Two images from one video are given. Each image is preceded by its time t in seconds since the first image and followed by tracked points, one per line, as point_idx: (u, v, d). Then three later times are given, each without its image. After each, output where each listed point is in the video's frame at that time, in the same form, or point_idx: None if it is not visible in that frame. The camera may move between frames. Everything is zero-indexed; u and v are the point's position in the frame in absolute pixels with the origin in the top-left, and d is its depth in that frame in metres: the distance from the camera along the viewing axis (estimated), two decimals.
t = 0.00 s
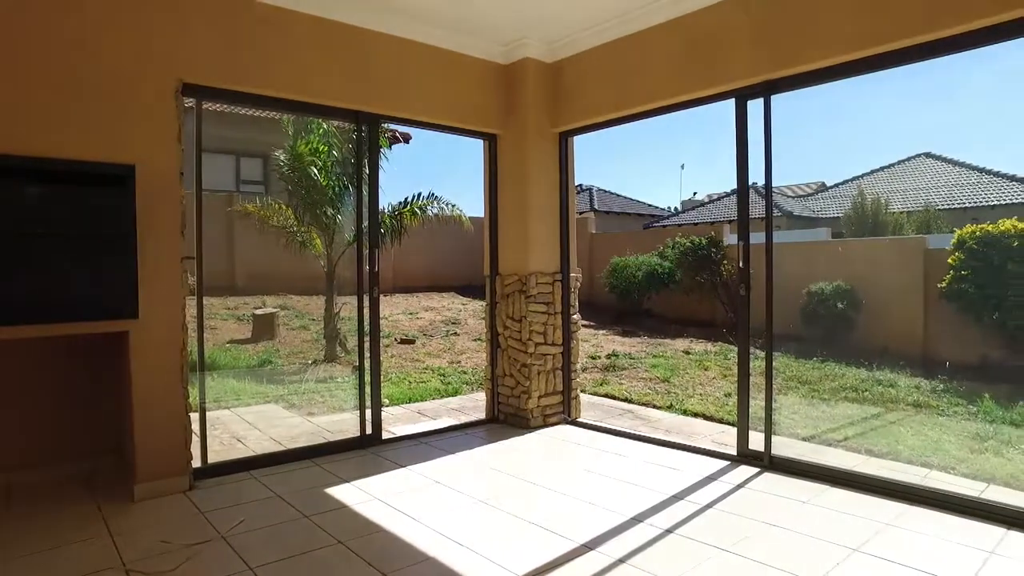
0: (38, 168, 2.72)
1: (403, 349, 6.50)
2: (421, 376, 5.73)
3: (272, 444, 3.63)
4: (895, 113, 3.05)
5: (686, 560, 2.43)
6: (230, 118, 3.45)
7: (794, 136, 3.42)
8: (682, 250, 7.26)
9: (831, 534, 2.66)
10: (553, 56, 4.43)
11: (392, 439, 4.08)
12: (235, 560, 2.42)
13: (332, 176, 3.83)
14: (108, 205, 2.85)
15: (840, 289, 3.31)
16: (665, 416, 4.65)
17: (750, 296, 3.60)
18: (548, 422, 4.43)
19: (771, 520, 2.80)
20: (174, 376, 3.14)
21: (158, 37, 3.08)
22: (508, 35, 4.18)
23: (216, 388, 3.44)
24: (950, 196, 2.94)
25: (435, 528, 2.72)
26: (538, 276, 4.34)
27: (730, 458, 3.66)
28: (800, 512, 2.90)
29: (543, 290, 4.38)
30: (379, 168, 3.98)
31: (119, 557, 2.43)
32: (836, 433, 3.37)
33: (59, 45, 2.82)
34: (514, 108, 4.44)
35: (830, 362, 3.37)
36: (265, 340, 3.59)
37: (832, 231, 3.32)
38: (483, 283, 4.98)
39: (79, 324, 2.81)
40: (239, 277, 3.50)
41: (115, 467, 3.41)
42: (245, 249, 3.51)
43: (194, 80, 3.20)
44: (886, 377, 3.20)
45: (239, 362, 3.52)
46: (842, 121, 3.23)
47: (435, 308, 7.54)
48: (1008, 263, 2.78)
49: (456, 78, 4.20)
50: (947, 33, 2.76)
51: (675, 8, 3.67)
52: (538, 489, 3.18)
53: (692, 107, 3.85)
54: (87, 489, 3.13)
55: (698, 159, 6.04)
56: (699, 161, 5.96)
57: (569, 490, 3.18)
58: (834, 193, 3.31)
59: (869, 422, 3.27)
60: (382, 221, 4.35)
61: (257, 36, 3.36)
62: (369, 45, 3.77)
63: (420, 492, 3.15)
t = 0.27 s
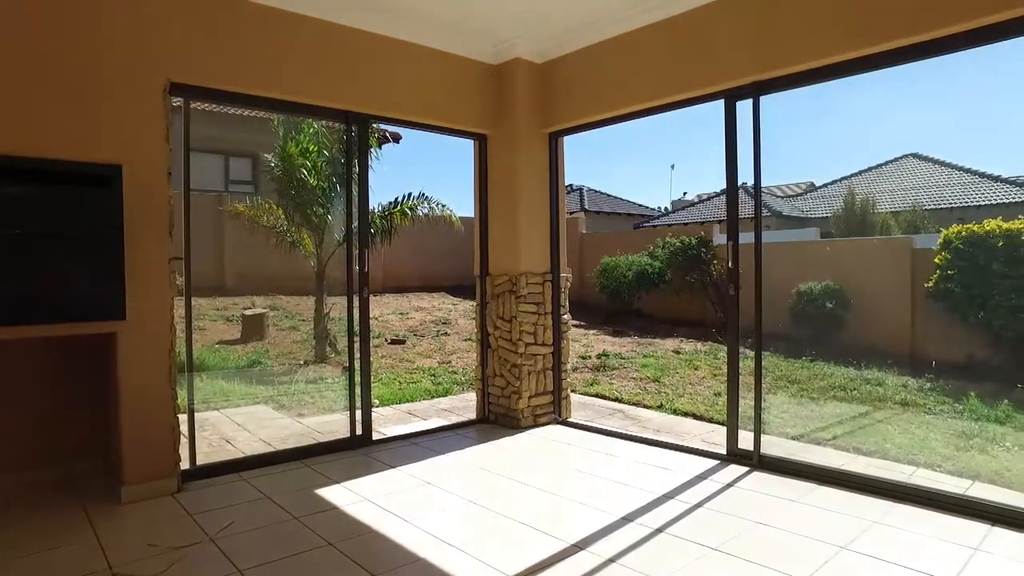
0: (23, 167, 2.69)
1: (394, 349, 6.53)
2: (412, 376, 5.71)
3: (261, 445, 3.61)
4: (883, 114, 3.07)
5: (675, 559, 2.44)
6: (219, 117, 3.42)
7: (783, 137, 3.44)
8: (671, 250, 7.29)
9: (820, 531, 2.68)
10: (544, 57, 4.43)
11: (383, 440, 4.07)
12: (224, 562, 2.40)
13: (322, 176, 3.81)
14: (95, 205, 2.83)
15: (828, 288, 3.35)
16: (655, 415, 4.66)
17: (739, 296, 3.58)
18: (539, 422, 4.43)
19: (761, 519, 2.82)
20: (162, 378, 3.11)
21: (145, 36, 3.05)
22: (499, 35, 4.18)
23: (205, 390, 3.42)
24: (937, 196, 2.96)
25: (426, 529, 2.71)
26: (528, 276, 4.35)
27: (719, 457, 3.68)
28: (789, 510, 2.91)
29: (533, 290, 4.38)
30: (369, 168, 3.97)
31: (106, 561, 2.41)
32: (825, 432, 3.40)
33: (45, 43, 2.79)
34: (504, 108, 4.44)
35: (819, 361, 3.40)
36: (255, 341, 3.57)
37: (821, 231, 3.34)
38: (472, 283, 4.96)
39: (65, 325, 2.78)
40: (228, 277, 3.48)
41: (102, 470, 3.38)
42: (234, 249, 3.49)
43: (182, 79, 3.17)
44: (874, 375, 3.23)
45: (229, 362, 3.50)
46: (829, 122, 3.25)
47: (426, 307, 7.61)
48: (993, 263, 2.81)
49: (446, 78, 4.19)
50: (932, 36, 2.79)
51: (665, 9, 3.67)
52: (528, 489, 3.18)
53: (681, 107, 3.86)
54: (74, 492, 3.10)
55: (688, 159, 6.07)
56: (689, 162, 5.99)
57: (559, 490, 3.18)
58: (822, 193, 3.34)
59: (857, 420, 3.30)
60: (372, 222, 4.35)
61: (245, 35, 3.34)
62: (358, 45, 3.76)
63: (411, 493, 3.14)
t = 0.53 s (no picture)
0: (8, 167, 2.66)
1: (384, 350, 6.53)
2: (402, 377, 5.71)
3: (250, 447, 3.59)
4: (870, 115, 3.09)
5: (665, 558, 2.45)
6: (207, 117, 3.40)
7: (771, 138, 3.45)
8: (661, 250, 7.46)
9: (808, 529, 2.70)
10: (534, 57, 4.44)
11: (373, 441, 4.06)
12: (213, 565, 2.39)
13: (312, 176, 3.80)
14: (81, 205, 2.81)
15: (816, 288, 3.35)
16: (645, 415, 4.67)
17: (728, 296, 3.61)
18: (529, 422, 4.43)
19: (750, 517, 2.83)
20: (149, 380, 3.09)
21: (133, 35, 3.03)
22: (489, 35, 4.18)
23: (194, 391, 3.39)
24: (926, 196, 2.99)
25: (416, 530, 2.71)
26: (518, 276, 4.35)
27: (709, 456, 3.69)
28: (778, 509, 2.93)
29: (524, 290, 4.38)
30: (358, 168, 3.96)
31: (93, 564, 2.39)
32: (814, 430, 3.42)
33: (29, 42, 2.75)
34: (494, 108, 4.43)
35: (808, 360, 3.43)
36: (244, 342, 3.55)
37: (809, 231, 3.36)
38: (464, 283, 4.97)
39: (51, 327, 2.75)
40: (217, 278, 3.46)
41: (89, 473, 3.35)
42: (222, 249, 3.47)
43: (169, 79, 3.15)
44: (862, 374, 3.25)
45: (218, 364, 3.48)
46: (817, 123, 3.28)
47: (416, 308, 7.64)
48: (979, 262, 2.84)
49: (436, 78, 4.19)
50: (918, 38, 2.82)
51: (654, 9, 3.68)
52: (519, 489, 3.18)
53: (671, 108, 3.87)
54: (60, 496, 3.07)
55: (678, 159, 6.10)
56: (679, 161, 6.04)
57: (550, 490, 3.18)
58: (811, 194, 3.35)
59: (846, 419, 3.32)
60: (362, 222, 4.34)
61: (233, 34, 3.32)
62: (348, 45, 3.75)
63: (401, 493, 3.13)
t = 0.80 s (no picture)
0: None
1: (374, 350, 6.52)
2: (392, 377, 5.70)
3: (239, 448, 3.57)
4: (857, 115, 3.11)
5: (656, 557, 2.46)
6: (196, 116, 3.38)
7: (760, 139, 3.47)
8: (652, 250, 7.53)
9: (797, 528, 2.72)
10: (524, 57, 4.43)
11: (363, 442, 4.04)
12: (202, 568, 2.37)
13: (302, 176, 3.79)
14: (67, 205, 2.78)
15: (805, 288, 3.38)
16: (635, 414, 4.69)
17: (718, 296, 3.62)
18: (520, 422, 4.43)
19: (740, 516, 2.84)
20: (137, 382, 3.07)
21: (120, 34, 3.00)
22: (479, 36, 4.18)
23: (183, 393, 3.37)
24: (914, 196, 3.01)
25: (407, 531, 2.70)
26: (509, 276, 4.35)
27: (699, 455, 3.71)
28: (768, 508, 2.94)
29: (514, 290, 4.39)
30: (348, 168, 3.95)
31: (80, 568, 2.37)
32: (803, 429, 3.44)
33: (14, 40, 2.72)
34: (484, 108, 4.43)
35: (797, 359, 3.45)
36: (233, 343, 3.53)
37: (799, 231, 3.39)
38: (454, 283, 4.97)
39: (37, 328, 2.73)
40: (206, 278, 3.44)
41: (76, 476, 3.32)
42: (211, 250, 3.44)
43: (157, 78, 3.13)
44: (851, 373, 3.27)
45: (207, 365, 3.46)
46: (805, 124, 3.29)
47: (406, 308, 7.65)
48: (965, 262, 2.87)
49: (426, 78, 4.18)
50: (905, 39, 2.84)
51: (643, 10, 3.69)
52: (510, 489, 3.18)
53: (660, 108, 3.88)
54: (46, 500, 3.04)
55: (668, 159, 6.12)
56: (669, 161, 6.07)
57: (541, 490, 3.19)
58: (800, 194, 3.37)
59: (834, 417, 3.34)
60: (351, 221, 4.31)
61: (221, 33, 3.29)
62: (337, 44, 3.73)
63: (392, 494, 3.13)
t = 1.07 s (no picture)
0: None
1: (366, 351, 6.51)
2: (385, 378, 5.69)
3: (231, 450, 3.55)
4: (847, 116, 3.13)
5: (648, 557, 2.47)
6: (186, 116, 3.36)
7: (751, 139, 3.48)
8: (644, 250, 7.58)
9: (788, 527, 2.73)
10: (517, 57, 4.44)
11: (355, 442, 4.03)
12: (192, 570, 2.36)
13: (294, 176, 3.77)
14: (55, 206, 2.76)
15: (797, 288, 3.37)
16: (627, 414, 4.69)
17: (710, 296, 3.67)
18: (513, 423, 4.43)
19: (731, 515, 2.85)
20: (127, 383, 3.05)
21: (109, 33, 2.98)
22: (472, 36, 4.18)
23: (174, 394, 3.36)
24: (905, 196, 3.02)
25: (399, 532, 2.70)
26: (501, 276, 4.35)
27: (692, 455, 3.71)
28: (759, 507, 2.95)
29: (507, 290, 4.38)
30: (340, 168, 3.94)
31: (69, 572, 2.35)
32: (795, 428, 3.45)
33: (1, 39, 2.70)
34: (476, 108, 4.42)
35: (788, 358, 3.45)
36: (225, 343, 3.51)
37: (789, 231, 3.38)
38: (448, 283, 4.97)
39: (25, 329, 2.70)
40: (197, 278, 3.41)
41: (65, 479, 3.29)
42: (202, 250, 3.42)
43: (147, 77, 3.11)
44: (842, 372, 3.28)
45: (198, 366, 3.43)
46: (796, 124, 3.30)
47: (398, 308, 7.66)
48: (955, 262, 2.88)
49: (418, 78, 4.17)
50: (894, 41, 2.85)
51: (635, 11, 3.70)
52: (503, 490, 3.18)
53: (653, 108, 3.89)
54: (35, 502, 3.02)
55: (660, 159, 6.14)
56: (662, 161, 6.09)
57: (534, 490, 3.19)
58: (790, 194, 3.37)
59: (826, 417, 3.35)
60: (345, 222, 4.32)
61: (213, 33, 3.28)
62: (329, 44, 3.72)
63: (384, 495, 3.12)
